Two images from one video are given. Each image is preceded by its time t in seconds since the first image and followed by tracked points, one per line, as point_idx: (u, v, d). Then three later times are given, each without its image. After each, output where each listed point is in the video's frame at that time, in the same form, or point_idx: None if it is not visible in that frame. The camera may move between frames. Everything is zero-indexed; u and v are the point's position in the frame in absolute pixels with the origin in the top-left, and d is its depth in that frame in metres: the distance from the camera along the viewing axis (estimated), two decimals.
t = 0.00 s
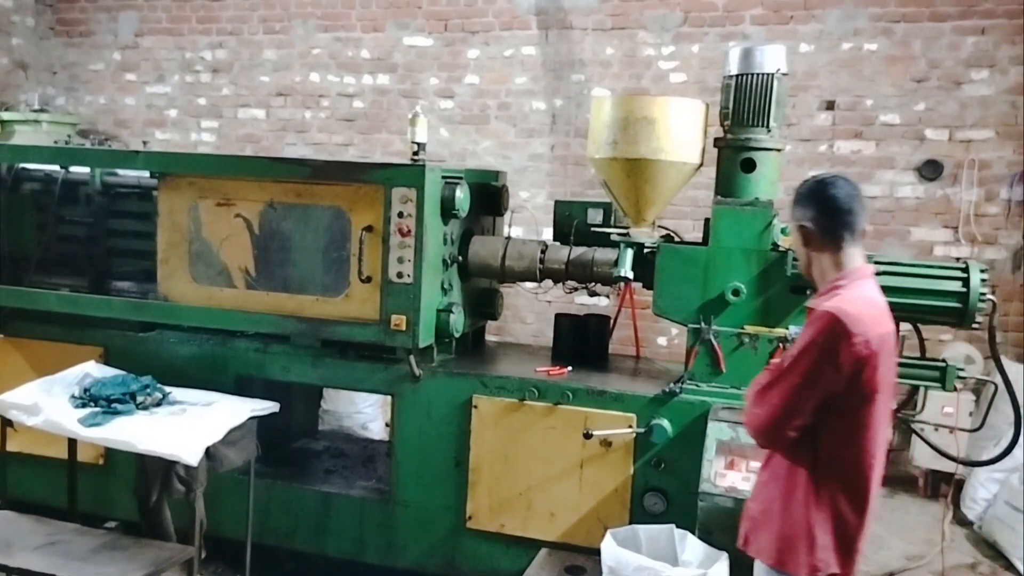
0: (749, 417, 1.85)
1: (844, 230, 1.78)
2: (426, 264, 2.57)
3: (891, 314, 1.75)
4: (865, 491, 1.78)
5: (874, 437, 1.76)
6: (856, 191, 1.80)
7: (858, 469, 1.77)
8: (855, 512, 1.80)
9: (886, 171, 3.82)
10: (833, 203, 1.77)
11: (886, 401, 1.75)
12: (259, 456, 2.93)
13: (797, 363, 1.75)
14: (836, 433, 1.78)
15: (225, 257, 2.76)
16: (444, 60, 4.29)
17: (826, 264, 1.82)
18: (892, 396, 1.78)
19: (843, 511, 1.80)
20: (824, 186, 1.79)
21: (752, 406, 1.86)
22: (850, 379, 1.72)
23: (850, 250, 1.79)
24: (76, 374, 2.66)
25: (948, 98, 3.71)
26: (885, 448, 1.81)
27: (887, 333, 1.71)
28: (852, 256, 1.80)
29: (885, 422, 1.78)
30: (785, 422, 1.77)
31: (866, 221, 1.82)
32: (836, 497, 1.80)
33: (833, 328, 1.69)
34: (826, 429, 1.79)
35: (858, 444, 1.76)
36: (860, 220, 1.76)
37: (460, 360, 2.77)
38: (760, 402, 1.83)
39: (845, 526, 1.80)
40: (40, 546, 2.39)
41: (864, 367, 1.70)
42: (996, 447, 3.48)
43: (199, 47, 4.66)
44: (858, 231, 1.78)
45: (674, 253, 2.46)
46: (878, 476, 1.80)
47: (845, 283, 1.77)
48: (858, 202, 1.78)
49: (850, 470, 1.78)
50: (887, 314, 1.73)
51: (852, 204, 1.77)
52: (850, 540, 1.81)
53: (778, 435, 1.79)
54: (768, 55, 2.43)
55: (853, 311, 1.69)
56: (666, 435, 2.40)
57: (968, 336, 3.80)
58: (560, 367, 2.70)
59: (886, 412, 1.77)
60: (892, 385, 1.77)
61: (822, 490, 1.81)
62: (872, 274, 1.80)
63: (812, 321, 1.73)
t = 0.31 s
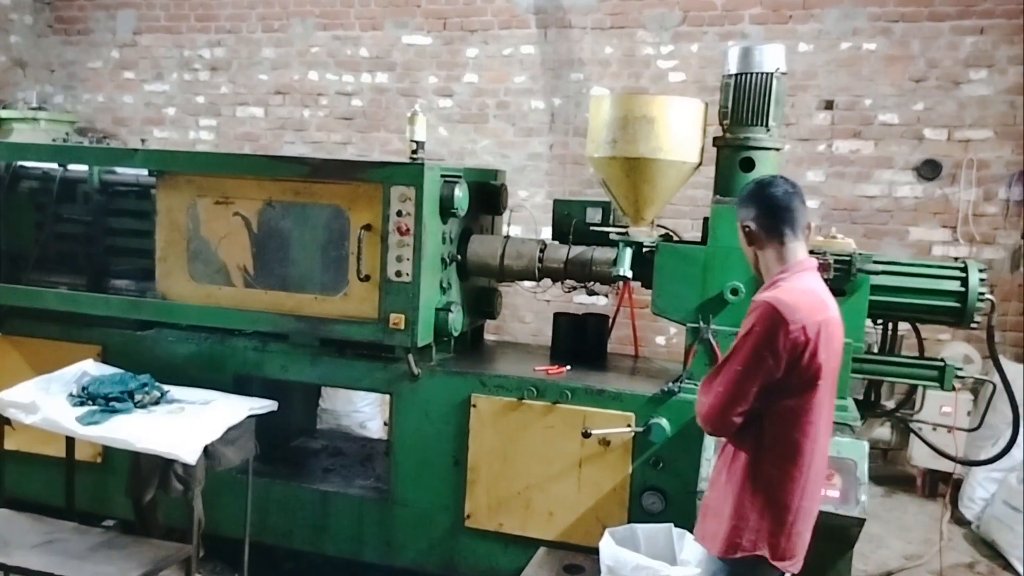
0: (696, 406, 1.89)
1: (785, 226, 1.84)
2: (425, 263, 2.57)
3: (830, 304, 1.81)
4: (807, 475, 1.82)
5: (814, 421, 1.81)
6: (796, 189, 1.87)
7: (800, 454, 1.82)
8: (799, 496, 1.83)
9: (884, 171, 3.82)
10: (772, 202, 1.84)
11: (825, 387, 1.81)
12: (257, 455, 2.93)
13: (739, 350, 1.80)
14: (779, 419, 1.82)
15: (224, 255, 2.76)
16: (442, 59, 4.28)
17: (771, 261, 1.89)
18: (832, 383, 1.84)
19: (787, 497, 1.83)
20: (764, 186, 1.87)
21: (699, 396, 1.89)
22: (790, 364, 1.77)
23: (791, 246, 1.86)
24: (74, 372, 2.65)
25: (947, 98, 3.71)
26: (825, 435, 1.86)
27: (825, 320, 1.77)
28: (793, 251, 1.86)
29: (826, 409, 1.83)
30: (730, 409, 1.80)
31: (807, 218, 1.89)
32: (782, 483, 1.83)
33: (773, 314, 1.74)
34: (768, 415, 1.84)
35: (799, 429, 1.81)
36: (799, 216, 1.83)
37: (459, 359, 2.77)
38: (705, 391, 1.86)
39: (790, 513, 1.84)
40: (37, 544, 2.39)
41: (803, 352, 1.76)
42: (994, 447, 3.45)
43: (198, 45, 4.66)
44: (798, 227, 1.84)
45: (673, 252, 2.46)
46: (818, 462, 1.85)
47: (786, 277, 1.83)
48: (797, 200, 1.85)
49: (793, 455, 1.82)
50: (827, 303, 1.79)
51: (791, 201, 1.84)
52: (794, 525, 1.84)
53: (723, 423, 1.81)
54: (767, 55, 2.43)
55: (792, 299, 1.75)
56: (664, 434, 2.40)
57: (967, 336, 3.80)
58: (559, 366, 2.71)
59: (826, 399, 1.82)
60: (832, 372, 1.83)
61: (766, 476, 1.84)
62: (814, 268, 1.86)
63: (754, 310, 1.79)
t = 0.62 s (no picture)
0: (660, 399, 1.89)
1: (749, 224, 1.87)
2: (423, 261, 2.57)
3: (790, 298, 1.81)
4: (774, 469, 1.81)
5: (777, 415, 1.80)
6: (763, 189, 1.89)
7: (763, 448, 1.81)
8: (766, 491, 1.82)
9: (882, 171, 3.82)
10: (737, 200, 1.86)
11: (786, 380, 1.80)
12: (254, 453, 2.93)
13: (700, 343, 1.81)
14: (741, 413, 1.82)
15: (221, 252, 2.75)
16: (440, 57, 4.28)
17: (736, 258, 1.91)
18: (796, 377, 1.84)
19: (752, 490, 1.83)
20: (731, 184, 1.89)
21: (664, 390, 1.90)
22: (748, 357, 1.77)
23: (756, 244, 1.88)
24: (70, 368, 2.65)
25: (944, 98, 3.72)
26: (791, 429, 1.85)
27: (784, 315, 1.78)
28: (758, 249, 1.88)
29: (789, 403, 1.82)
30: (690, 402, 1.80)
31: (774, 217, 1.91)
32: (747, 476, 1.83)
33: (729, 308, 1.76)
34: (731, 408, 1.83)
35: (763, 423, 1.80)
36: (764, 215, 1.84)
37: (456, 357, 2.77)
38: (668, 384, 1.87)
39: (757, 508, 1.83)
40: (33, 541, 2.38)
41: (761, 345, 1.76)
42: (989, 447, 3.47)
43: (195, 42, 4.65)
44: (763, 225, 1.86)
45: (671, 251, 2.46)
46: (786, 456, 1.83)
47: (748, 272, 1.85)
48: (763, 199, 1.87)
49: (755, 449, 1.81)
50: (786, 297, 1.80)
51: (757, 200, 1.86)
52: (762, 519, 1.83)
53: (683, 416, 1.82)
54: (766, 54, 2.43)
55: (749, 293, 1.76)
56: (661, 433, 2.39)
57: (963, 336, 3.81)
58: (555, 365, 2.71)
59: (788, 392, 1.82)
60: (794, 366, 1.82)
61: (731, 470, 1.84)
62: (779, 266, 1.88)
63: (714, 304, 1.80)
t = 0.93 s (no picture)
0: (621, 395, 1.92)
1: (713, 222, 1.86)
2: (424, 258, 2.57)
3: (746, 296, 1.80)
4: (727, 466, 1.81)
5: (731, 412, 1.79)
6: (729, 190, 1.89)
7: (717, 444, 1.81)
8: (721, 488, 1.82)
9: (883, 170, 3.82)
10: (701, 200, 1.86)
11: (741, 379, 1.79)
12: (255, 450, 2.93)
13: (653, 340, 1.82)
14: (695, 410, 1.82)
15: (223, 250, 2.75)
16: (442, 55, 4.28)
17: (699, 258, 1.90)
18: (754, 375, 1.82)
19: (706, 487, 1.83)
20: (698, 185, 1.89)
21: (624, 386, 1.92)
22: (698, 354, 1.78)
23: (719, 244, 1.87)
24: (72, 365, 2.65)
25: (946, 98, 3.72)
26: (748, 427, 1.83)
27: (738, 314, 1.77)
28: (721, 249, 1.88)
29: (745, 402, 1.81)
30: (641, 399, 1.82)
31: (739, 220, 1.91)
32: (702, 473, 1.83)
33: (679, 306, 1.77)
34: (687, 404, 1.84)
35: (716, 421, 1.80)
36: (728, 213, 1.84)
37: (457, 355, 2.77)
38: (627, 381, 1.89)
39: (713, 504, 1.83)
40: (34, 537, 2.39)
41: (711, 344, 1.76)
42: (990, 447, 3.48)
43: (197, 39, 4.65)
44: (728, 226, 1.86)
45: (673, 250, 2.47)
46: (743, 454, 1.82)
47: (707, 271, 1.85)
48: (729, 199, 1.87)
49: (709, 445, 1.81)
50: (740, 295, 1.79)
51: (722, 201, 1.86)
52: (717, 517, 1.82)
53: (636, 411, 1.84)
54: (768, 53, 2.43)
55: (700, 292, 1.77)
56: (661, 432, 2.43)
57: (963, 336, 3.81)
58: (556, 363, 2.71)
59: (744, 390, 1.80)
60: (750, 364, 1.80)
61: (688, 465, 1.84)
62: (741, 267, 1.87)
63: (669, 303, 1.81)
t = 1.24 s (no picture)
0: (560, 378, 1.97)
1: (659, 209, 1.87)
2: (424, 256, 2.57)
3: (679, 287, 1.82)
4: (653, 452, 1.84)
5: (658, 400, 1.82)
6: (676, 178, 1.90)
7: (645, 431, 1.84)
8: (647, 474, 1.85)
9: (883, 168, 3.82)
10: (648, 187, 1.87)
11: (670, 368, 1.81)
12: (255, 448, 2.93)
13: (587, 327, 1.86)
14: (625, 395, 1.86)
15: (222, 247, 2.75)
16: (441, 52, 4.28)
17: (644, 246, 1.92)
18: (686, 364, 1.84)
19: (632, 472, 1.87)
20: (647, 172, 1.90)
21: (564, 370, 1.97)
22: (627, 342, 1.81)
23: (664, 233, 1.89)
24: (71, 362, 2.65)
25: (946, 95, 3.71)
26: (679, 416, 1.86)
27: (668, 304, 1.79)
28: (666, 238, 1.89)
29: (674, 391, 1.83)
30: (571, 382, 1.88)
31: (686, 208, 1.91)
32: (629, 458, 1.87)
33: (608, 295, 1.80)
34: (618, 391, 1.88)
35: (643, 408, 1.84)
36: (674, 202, 1.85)
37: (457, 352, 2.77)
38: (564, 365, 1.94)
39: (639, 488, 1.87)
40: (34, 535, 2.39)
41: (639, 332, 1.79)
42: (989, 444, 3.49)
43: (196, 36, 4.64)
44: (674, 215, 1.88)
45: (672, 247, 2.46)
46: (672, 442, 1.85)
47: (647, 260, 1.87)
48: (676, 188, 1.88)
49: (637, 430, 1.85)
50: (672, 285, 1.80)
51: (669, 189, 1.87)
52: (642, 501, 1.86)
53: (568, 394, 1.89)
54: (767, 50, 2.42)
55: (631, 281, 1.79)
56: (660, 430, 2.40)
57: (963, 333, 3.81)
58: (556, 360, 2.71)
59: (674, 380, 1.83)
60: (681, 355, 1.82)
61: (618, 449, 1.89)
62: (683, 256, 1.88)
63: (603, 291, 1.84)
